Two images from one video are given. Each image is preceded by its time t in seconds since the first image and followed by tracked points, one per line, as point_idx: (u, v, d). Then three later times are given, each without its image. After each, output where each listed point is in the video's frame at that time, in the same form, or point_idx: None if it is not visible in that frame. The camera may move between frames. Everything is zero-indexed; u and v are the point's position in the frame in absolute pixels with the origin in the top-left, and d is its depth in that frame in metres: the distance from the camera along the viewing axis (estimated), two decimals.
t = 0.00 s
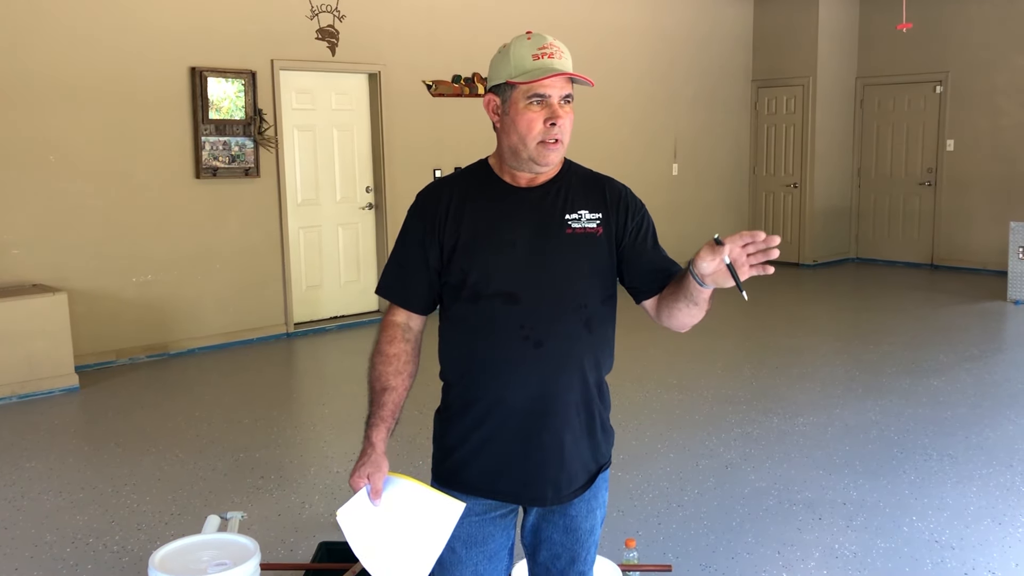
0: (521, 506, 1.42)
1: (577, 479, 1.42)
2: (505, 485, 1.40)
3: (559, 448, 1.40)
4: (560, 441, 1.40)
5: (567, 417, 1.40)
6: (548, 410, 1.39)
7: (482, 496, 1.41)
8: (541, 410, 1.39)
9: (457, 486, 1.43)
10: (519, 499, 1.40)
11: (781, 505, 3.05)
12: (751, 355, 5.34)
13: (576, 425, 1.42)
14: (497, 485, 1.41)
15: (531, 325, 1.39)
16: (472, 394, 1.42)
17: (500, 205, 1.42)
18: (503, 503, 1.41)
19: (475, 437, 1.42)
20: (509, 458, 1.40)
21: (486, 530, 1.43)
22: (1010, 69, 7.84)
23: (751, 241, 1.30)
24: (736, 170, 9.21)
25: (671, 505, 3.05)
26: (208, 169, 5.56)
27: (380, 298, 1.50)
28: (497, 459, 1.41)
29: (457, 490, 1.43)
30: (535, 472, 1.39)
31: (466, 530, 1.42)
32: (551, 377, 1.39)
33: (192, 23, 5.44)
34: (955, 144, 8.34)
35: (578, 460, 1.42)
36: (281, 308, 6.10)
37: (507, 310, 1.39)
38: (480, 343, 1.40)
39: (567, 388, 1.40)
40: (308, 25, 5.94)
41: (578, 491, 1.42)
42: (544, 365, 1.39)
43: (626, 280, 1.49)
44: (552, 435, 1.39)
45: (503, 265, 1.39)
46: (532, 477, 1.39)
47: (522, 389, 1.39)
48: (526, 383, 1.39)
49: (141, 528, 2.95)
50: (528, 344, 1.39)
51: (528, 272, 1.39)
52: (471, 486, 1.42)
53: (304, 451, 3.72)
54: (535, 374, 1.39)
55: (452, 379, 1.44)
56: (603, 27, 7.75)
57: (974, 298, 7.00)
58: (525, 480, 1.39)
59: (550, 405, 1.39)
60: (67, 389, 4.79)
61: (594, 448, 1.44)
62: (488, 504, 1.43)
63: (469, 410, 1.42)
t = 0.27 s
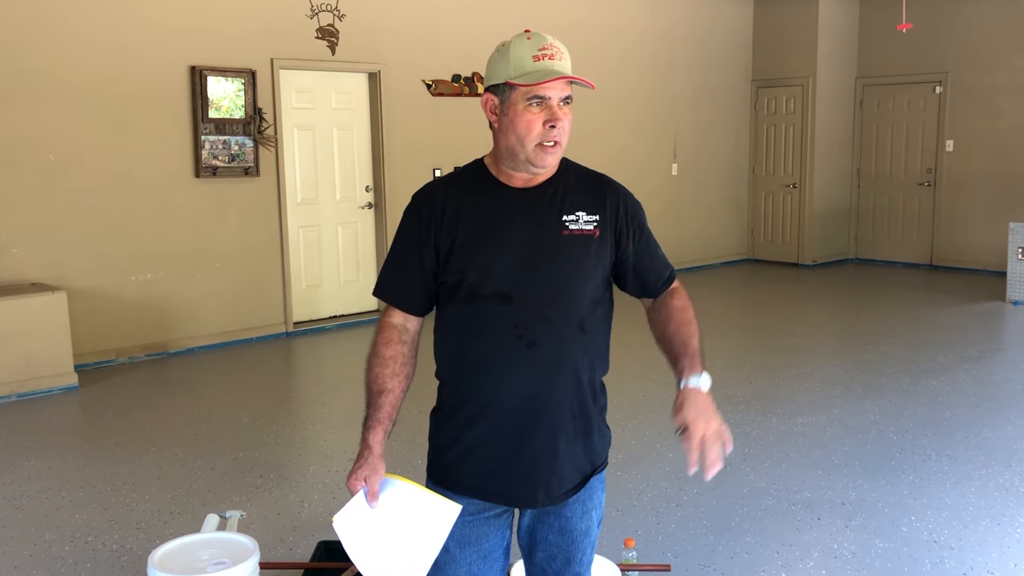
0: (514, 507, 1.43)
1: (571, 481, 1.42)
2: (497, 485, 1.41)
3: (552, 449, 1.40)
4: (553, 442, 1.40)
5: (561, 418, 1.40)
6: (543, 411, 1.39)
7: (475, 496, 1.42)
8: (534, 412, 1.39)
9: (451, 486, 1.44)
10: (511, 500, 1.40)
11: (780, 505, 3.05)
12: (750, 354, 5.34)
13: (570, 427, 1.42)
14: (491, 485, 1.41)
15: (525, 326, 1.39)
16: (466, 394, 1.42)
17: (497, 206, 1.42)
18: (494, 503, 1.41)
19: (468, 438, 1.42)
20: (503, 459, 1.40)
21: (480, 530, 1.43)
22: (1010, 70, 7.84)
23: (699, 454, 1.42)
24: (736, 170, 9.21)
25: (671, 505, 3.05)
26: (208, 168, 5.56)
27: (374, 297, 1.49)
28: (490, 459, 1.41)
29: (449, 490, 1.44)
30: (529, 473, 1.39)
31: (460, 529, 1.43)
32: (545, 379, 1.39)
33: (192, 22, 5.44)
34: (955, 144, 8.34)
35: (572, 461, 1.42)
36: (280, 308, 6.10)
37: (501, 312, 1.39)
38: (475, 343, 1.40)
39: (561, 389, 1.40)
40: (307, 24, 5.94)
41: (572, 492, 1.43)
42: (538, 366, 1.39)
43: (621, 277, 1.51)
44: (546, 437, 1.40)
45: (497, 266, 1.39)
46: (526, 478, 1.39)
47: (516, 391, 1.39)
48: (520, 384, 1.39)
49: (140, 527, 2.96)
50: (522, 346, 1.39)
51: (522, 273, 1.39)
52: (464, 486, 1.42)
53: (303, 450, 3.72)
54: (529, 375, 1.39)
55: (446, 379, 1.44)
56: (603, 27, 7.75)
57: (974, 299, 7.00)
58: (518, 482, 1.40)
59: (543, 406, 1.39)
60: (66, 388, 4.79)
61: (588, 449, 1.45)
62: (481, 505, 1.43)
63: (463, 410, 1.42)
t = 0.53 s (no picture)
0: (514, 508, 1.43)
1: (572, 482, 1.44)
2: (498, 487, 1.41)
3: (555, 451, 1.41)
4: (556, 444, 1.41)
5: (564, 421, 1.42)
6: (546, 414, 1.40)
7: (475, 498, 1.41)
8: (538, 415, 1.40)
9: (451, 489, 1.43)
10: (512, 501, 1.41)
11: (780, 505, 3.05)
12: (749, 354, 5.34)
13: (572, 429, 1.43)
14: (492, 487, 1.41)
15: (532, 329, 1.39)
16: (469, 397, 1.41)
17: (503, 207, 1.41)
18: (494, 505, 1.42)
19: (470, 441, 1.41)
20: (506, 461, 1.40)
21: (480, 531, 1.44)
22: (1010, 70, 7.84)
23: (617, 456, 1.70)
24: (735, 170, 9.21)
25: (670, 505, 3.05)
26: (207, 167, 5.56)
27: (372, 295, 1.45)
28: (492, 462, 1.40)
29: (449, 491, 1.43)
30: (532, 475, 1.40)
31: (460, 531, 1.43)
32: (549, 382, 1.40)
33: (192, 21, 5.43)
34: (954, 145, 8.35)
35: (572, 462, 1.43)
36: (280, 307, 6.10)
37: (508, 315, 1.38)
38: (479, 346, 1.39)
39: (563, 392, 1.41)
40: (307, 23, 5.93)
41: (572, 492, 1.44)
42: (544, 369, 1.39)
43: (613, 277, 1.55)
44: (549, 439, 1.41)
45: (504, 268, 1.39)
46: (528, 480, 1.40)
47: (521, 394, 1.39)
48: (525, 388, 1.39)
49: (138, 526, 2.95)
50: (529, 349, 1.39)
51: (528, 276, 1.39)
52: (465, 488, 1.41)
53: (302, 449, 3.72)
54: (535, 378, 1.39)
55: (447, 381, 1.43)
56: (603, 26, 7.75)
57: (973, 299, 7.00)
58: (522, 483, 1.40)
59: (547, 409, 1.40)
60: (65, 386, 4.78)
61: (587, 450, 1.46)
62: (481, 506, 1.43)
63: (465, 413, 1.41)
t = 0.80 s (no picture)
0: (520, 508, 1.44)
1: (576, 480, 1.47)
2: (506, 488, 1.41)
3: (564, 450, 1.43)
4: (565, 444, 1.43)
5: (571, 421, 1.44)
6: (553, 415, 1.42)
7: (484, 499, 1.41)
8: (549, 416, 1.41)
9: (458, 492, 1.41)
10: (518, 501, 1.42)
11: (779, 504, 3.05)
12: (748, 354, 5.34)
13: (578, 428, 1.46)
14: (500, 488, 1.41)
15: (546, 331, 1.40)
16: (480, 400, 1.39)
17: (515, 208, 1.41)
18: (501, 505, 1.42)
19: (479, 443, 1.40)
20: (518, 463, 1.41)
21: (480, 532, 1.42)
22: (1010, 70, 7.84)
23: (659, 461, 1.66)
24: (735, 169, 9.21)
25: (668, 504, 3.05)
26: (207, 166, 5.56)
27: (378, 297, 1.39)
28: (501, 464, 1.40)
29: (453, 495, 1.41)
30: (543, 474, 1.42)
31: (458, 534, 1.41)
32: (558, 382, 1.41)
33: (191, 20, 5.43)
34: (954, 145, 8.35)
35: (577, 461, 1.46)
36: (279, 306, 6.09)
37: (524, 318, 1.39)
38: (494, 349, 1.38)
39: (570, 391, 1.43)
40: (307, 22, 5.93)
41: (576, 490, 1.47)
42: (556, 371, 1.41)
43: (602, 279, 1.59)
44: (559, 439, 1.43)
45: (520, 271, 1.39)
46: (535, 479, 1.41)
47: (535, 396, 1.40)
48: (539, 390, 1.40)
49: (137, 525, 2.95)
50: (544, 351, 1.40)
51: (541, 279, 1.40)
52: (475, 490, 1.41)
53: (301, 449, 3.72)
54: (549, 379, 1.40)
55: (456, 385, 1.40)
56: (602, 26, 7.75)
57: (972, 299, 7.01)
58: (532, 483, 1.41)
59: (558, 410, 1.42)
60: (64, 385, 4.78)
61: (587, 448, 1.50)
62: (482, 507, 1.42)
63: (474, 416, 1.40)
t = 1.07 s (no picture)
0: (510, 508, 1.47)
1: (564, 482, 1.51)
2: (506, 493, 1.43)
3: (557, 455, 1.48)
4: (558, 448, 1.48)
5: (563, 426, 1.49)
6: (551, 422, 1.45)
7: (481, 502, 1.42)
8: (548, 422, 1.45)
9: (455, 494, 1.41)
10: (516, 505, 1.44)
11: (778, 504, 3.05)
12: (748, 354, 5.35)
13: (568, 433, 1.51)
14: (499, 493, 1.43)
15: (552, 340, 1.43)
16: (487, 407, 1.39)
17: (529, 214, 1.40)
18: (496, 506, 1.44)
19: (483, 449, 1.41)
20: (518, 467, 1.43)
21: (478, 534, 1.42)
22: (1009, 70, 7.85)
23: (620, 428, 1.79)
24: (734, 169, 9.21)
25: (668, 504, 3.06)
26: (206, 165, 5.56)
27: (389, 295, 1.31)
28: (503, 469, 1.42)
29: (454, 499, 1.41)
30: (539, 478, 1.45)
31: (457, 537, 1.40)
32: (557, 390, 1.45)
33: (191, 19, 5.43)
34: (953, 145, 8.35)
35: (565, 465, 1.51)
36: (279, 305, 6.09)
37: (534, 326, 1.40)
38: (505, 357, 1.38)
39: (565, 399, 1.47)
40: (307, 22, 5.93)
41: (564, 492, 1.52)
42: (556, 379, 1.45)
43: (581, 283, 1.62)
44: (554, 444, 1.47)
45: (532, 280, 1.39)
46: (534, 484, 1.45)
47: (538, 403, 1.43)
48: (542, 398, 1.43)
49: (137, 524, 2.95)
50: (550, 360, 1.43)
51: (549, 288, 1.42)
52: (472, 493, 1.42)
53: (300, 448, 3.72)
54: (550, 387, 1.44)
55: (461, 389, 1.39)
56: (602, 26, 7.75)
57: (972, 299, 7.01)
58: (529, 486, 1.45)
59: (554, 416, 1.46)
60: (64, 385, 4.78)
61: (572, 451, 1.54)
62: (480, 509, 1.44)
63: (480, 422, 1.40)
